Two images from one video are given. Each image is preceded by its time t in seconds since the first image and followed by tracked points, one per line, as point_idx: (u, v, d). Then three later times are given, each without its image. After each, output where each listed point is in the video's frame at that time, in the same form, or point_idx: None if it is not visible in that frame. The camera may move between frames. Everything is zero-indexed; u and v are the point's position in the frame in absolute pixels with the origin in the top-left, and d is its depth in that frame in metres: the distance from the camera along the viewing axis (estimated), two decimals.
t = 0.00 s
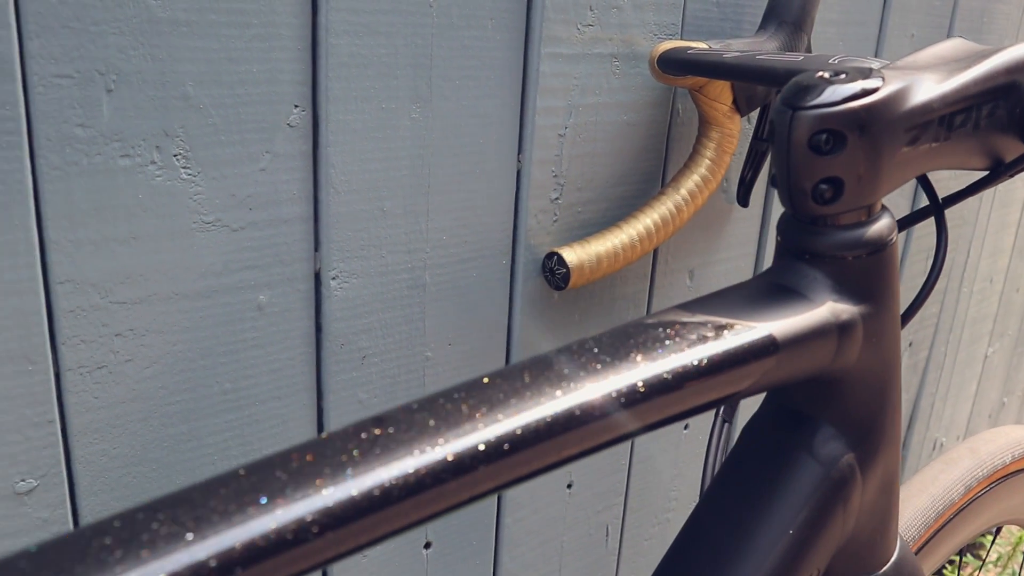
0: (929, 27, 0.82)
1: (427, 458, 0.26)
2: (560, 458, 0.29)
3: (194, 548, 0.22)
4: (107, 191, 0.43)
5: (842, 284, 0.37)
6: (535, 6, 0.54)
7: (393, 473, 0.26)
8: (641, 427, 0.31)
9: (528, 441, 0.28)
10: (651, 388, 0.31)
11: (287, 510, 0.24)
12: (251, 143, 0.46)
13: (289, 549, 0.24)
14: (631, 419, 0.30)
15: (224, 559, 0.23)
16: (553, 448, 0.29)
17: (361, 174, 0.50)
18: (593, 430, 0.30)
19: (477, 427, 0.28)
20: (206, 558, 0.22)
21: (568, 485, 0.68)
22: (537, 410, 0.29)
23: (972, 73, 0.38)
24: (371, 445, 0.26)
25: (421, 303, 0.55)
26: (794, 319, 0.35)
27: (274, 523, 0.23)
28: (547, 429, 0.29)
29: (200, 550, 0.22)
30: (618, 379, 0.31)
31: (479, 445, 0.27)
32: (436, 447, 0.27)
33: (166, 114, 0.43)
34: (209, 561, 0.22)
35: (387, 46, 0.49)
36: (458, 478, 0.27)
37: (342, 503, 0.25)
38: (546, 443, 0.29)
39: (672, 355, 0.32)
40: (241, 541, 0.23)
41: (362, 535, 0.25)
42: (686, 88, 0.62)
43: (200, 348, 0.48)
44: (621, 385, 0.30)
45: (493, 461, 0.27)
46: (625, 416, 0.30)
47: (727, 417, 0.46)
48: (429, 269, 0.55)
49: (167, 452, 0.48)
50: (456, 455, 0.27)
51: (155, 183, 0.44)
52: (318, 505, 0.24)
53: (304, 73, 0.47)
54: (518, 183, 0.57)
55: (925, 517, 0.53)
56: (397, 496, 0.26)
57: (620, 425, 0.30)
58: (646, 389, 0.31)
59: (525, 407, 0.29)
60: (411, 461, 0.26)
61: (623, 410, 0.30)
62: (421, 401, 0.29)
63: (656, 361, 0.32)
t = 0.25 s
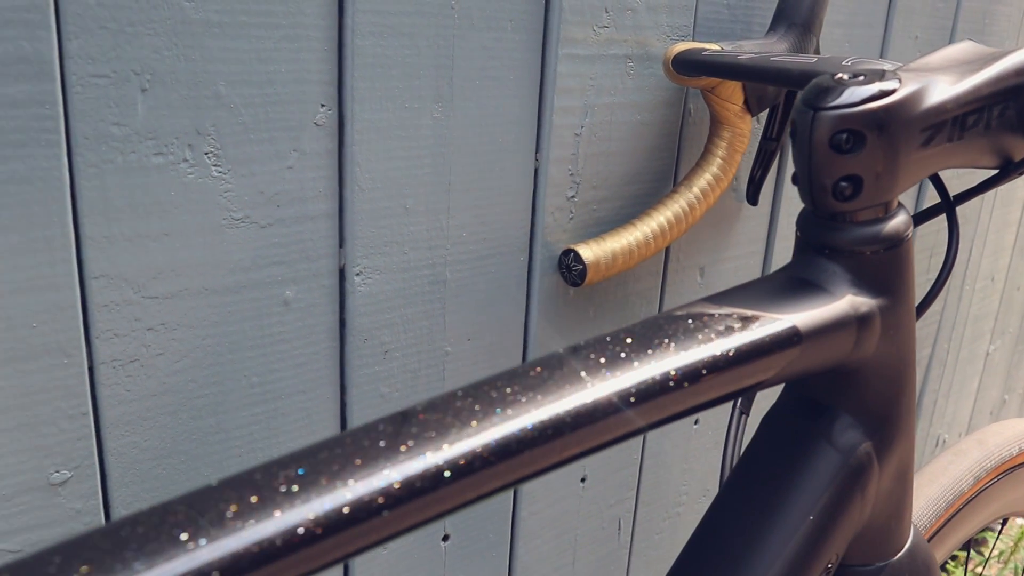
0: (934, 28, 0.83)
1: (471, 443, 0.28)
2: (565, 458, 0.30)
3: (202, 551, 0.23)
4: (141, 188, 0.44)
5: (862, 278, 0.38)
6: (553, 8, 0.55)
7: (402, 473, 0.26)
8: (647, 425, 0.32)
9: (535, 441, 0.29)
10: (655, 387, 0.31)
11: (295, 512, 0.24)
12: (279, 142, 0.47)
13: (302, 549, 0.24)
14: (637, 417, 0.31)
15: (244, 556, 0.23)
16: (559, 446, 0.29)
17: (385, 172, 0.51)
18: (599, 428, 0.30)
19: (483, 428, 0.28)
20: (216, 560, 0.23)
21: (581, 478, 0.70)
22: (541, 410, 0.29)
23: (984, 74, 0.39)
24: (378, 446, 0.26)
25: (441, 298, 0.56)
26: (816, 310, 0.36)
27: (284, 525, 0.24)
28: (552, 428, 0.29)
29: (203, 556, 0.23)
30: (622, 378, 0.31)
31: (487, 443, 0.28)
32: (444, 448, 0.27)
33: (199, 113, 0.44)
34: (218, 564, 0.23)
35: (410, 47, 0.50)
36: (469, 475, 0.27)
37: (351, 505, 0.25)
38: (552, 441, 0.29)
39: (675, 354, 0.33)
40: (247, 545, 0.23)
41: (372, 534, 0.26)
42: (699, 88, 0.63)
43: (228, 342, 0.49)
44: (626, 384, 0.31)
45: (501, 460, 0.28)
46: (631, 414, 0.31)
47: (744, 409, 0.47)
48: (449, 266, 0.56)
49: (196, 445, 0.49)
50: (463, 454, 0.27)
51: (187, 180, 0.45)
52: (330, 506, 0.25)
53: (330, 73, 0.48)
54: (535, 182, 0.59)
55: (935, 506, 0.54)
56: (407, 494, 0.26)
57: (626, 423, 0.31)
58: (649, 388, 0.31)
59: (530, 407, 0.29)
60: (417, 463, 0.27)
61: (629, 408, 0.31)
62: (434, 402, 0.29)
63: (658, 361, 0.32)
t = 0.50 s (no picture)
0: (944, 29, 0.84)
1: (518, 427, 0.29)
2: (569, 457, 0.30)
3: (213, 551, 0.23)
4: (178, 185, 0.45)
5: (883, 271, 0.40)
6: (575, 9, 0.57)
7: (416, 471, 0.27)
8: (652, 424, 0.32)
9: (546, 439, 0.29)
10: (661, 386, 0.32)
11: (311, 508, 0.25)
12: (310, 140, 0.48)
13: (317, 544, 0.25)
14: (644, 416, 0.32)
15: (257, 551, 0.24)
16: (566, 445, 0.30)
17: (411, 170, 0.52)
18: (607, 427, 0.31)
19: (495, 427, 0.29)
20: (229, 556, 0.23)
21: (597, 472, 0.71)
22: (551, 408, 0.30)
23: (1004, 74, 0.40)
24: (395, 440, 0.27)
25: (464, 294, 0.57)
26: (841, 303, 0.38)
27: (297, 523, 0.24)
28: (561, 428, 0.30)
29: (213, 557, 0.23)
30: (630, 378, 0.32)
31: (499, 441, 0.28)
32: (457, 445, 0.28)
33: (234, 111, 0.45)
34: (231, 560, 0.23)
35: (436, 48, 0.51)
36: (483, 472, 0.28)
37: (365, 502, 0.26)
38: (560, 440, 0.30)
39: (682, 354, 0.33)
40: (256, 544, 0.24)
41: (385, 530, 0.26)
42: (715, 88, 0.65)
43: (259, 336, 0.50)
44: (634, 383, 0.32)
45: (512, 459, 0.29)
46: (637, 412, 0.31)
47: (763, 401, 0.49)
48: (471, 262, 0.57)
49: (227, 436, 0.50)
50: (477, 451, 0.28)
51: (221, 177, 0.46)
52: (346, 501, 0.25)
53: (360, 73, 0.49)
54: (556, 180, 0.60)
55: (949, 497, 0.55)
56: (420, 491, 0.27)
57: (633, 421, 0.31)
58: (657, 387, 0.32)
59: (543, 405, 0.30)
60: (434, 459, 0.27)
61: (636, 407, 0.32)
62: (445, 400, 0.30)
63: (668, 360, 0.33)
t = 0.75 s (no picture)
0: (955, 30, 0.85)
1: (565, 412, 0.30)
2: (577, 456, 0.31)
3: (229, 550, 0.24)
4: (214, 182, 0.46)
5: (908, 265, 0.42)
6: (596, 10, 0.58)
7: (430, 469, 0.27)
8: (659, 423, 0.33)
9: (558, 437, 0.30)
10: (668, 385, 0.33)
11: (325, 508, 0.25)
12: (341, 138, 0.49)
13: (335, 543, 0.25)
14: (652, 415, 0.32)
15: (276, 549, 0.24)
16: (578, 443, 0.30)
17: (438, 168, 0.53)
18: (616, 426, 0.31)
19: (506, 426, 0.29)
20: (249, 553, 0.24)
21: (614, 467, 0.72)
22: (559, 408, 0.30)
23: None
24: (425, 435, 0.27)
25: (488, 290, 0.58)
26: (869, 295, 0.40)
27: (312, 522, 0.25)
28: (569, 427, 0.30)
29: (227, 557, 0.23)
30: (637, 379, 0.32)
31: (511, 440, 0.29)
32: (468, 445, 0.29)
33: (268, 110, 0.46)
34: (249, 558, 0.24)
35: (463, 48, 0.52)
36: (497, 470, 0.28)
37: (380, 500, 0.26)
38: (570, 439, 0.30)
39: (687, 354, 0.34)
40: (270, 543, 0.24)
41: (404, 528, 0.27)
42: (731, 88, 0.66)
43: (290, 330, 0.51)
44: (641, 383, 0.32)
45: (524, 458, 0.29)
46: (644, 412, 0.32)
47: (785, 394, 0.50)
48: (495, 258, 0.58)
49: (258, 428, 0.51)
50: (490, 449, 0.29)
51: (255, 174, 0.47)
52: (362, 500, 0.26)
53: (389, 72, 0.50)
54: (577, 178, 0.61)
55: (968, 488, 0.57)
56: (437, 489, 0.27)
57: (641, 421, 0.32)
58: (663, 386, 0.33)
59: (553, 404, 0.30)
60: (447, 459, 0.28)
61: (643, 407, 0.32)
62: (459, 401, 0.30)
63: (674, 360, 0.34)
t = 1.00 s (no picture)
0: (967, 30, 0.86)
1: (604, 400, 0.32)
2: (614, 444, 0.32)
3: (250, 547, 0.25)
4: (248, 178, 0.47)
5: (928, 261, 0.43)
6: (617, 11, 0.59)
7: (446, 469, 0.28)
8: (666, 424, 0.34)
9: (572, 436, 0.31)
10: (675, 385, 0.34)
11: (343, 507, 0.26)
12: (370, 136, 0.50)
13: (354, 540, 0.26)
14: (660, 415, 0.33)
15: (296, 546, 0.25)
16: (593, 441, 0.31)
17: (463, 166, 0.54)
18: (626, 425, 0.32)
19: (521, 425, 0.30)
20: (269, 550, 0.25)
21: (630, 462, 0.73)
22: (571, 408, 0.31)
23: None
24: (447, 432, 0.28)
25: (510, 286, 0.60)
26: (891, 289, 0.41)
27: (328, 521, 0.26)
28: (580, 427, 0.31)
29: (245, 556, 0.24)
30: (644, 380, 0.33)
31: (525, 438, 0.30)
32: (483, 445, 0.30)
33: (300, 109, 0.47)
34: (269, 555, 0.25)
35: (488, 48, 0.53)
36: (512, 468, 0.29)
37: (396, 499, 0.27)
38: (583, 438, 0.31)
39: (695, 355, 0.35)
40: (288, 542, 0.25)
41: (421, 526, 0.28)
42: (747, 88, 0.67)
43: (319, 324, 0.52)
44: (649, 384, 0.33)
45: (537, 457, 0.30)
46: (652, 413, 0.33)
47: (804, 388, 0.52)
48: (517, 255, 0.59)
49: (287, 420, 0.53)
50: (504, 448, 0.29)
51: (287, 171, 0.48)
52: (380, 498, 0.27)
53: (417, 72, 0.51)
54: (597, 176, 0.62)
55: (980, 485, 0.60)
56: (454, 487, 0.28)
57: (649, 421, 0.33)
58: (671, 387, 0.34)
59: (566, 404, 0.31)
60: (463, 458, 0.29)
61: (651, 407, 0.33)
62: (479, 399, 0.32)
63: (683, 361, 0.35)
